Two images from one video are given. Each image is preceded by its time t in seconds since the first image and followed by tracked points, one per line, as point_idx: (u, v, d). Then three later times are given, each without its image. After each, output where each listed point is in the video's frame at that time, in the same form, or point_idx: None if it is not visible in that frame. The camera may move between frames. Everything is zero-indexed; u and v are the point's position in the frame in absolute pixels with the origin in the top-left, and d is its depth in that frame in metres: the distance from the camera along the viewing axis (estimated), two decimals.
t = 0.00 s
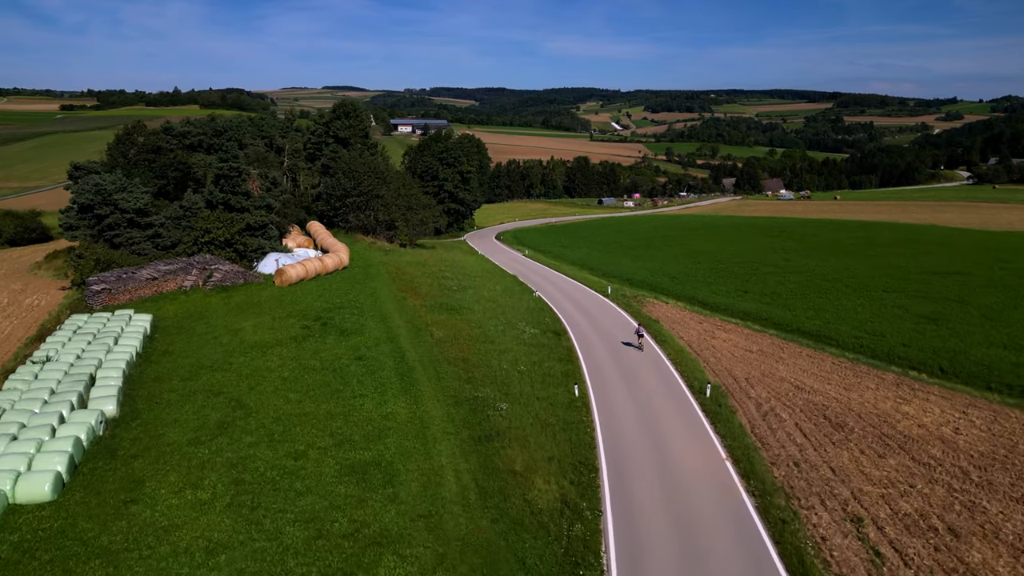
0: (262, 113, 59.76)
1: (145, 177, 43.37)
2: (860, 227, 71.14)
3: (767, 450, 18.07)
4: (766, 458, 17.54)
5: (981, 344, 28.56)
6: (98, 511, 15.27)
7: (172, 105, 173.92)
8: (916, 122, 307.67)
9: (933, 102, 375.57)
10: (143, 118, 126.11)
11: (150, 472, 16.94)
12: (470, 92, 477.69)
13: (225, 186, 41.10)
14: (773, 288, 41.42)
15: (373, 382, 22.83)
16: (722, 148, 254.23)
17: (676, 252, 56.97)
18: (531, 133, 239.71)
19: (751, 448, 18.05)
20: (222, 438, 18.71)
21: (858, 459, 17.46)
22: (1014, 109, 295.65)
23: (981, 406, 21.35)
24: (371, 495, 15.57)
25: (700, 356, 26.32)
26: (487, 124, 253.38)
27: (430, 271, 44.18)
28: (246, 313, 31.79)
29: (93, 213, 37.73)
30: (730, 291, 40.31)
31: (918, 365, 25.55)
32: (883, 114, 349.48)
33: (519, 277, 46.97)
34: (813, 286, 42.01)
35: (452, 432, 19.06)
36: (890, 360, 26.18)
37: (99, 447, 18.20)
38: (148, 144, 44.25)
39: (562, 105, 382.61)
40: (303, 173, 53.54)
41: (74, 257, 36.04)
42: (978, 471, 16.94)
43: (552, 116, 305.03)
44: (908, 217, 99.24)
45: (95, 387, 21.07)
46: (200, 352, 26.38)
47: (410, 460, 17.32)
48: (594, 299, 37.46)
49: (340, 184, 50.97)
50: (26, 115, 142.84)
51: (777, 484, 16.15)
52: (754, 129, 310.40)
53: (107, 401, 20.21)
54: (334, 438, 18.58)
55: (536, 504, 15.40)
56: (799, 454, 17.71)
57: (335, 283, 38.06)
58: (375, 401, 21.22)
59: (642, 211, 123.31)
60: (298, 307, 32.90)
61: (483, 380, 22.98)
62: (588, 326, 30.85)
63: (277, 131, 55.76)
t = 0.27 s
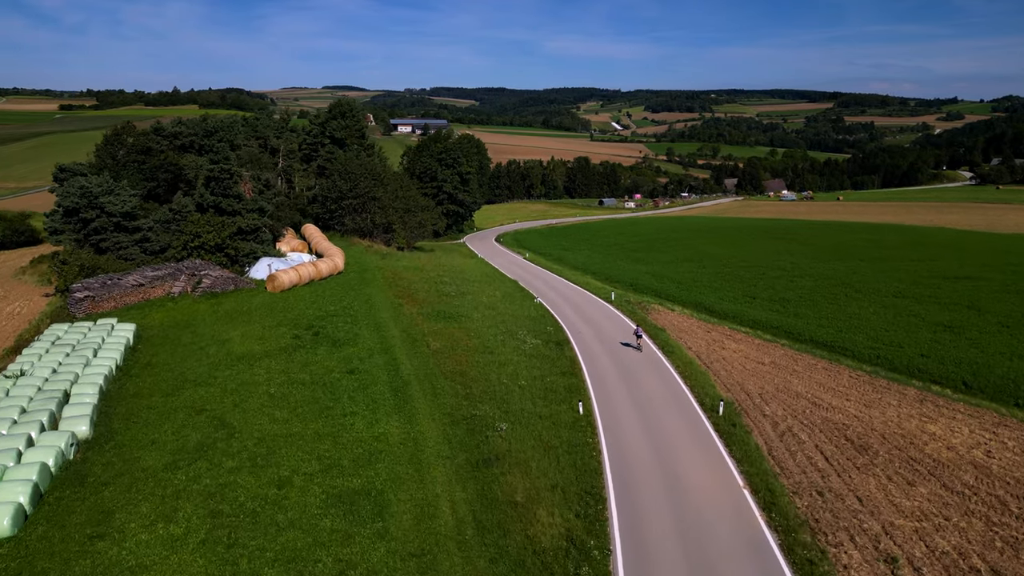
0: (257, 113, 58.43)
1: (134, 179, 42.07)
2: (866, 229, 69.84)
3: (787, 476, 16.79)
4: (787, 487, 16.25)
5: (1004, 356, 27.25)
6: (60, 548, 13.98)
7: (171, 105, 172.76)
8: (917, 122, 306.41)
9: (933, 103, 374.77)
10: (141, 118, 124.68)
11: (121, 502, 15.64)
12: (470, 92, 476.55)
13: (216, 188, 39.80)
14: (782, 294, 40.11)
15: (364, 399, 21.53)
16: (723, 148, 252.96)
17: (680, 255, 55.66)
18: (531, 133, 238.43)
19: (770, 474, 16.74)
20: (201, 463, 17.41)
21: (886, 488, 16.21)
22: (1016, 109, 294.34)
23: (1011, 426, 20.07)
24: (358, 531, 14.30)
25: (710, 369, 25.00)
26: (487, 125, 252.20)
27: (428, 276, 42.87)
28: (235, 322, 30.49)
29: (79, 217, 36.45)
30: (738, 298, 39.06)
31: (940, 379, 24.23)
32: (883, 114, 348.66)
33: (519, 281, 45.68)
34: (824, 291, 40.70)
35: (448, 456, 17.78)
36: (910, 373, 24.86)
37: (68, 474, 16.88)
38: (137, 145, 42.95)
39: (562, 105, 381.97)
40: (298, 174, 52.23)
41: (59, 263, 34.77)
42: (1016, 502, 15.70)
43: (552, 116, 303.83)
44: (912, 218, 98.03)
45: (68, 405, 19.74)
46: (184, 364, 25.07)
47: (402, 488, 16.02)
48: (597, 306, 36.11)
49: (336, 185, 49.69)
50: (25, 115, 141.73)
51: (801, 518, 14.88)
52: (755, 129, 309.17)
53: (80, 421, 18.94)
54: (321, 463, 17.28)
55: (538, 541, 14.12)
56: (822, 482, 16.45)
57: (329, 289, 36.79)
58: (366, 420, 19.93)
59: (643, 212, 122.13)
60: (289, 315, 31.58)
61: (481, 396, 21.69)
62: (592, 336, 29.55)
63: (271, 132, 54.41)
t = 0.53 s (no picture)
0: (251, 113, 57.11)
1: (122, 180, 40.76)
2: (872, 232, 68.51)
3: (810, 507, 15.54)
4: (811, 520, 14.99)
5: None
6: None
7: (169, 104, 171.42)
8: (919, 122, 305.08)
9: (934, 103, 373.48)
10: (139, 118, 123.22)
11: (87, 537, 14.38)
12: (470, 91, 475.22)
13: (206, 191, 38.49)
14: (791, 300, 38.85)
15: (355, 417, 20.26)
16: (724, 148, 251.65)
17: (684, 259, 54.37)
18: (532, 133, 237.09)
19: (792, 505, 15.48)
20: (176, 491, 16.13)
21: (918, 521, 14.95)
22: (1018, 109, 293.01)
23: None
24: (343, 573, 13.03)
25: (720, 384, 23.72)
26: (487, 124, 250.90)
27: (426, 281, 41.58)
28: (223, 331, 29.20)
29: (63, 221, 35.14)
30: (745, 304, 37.76)
31: (964, 394, 22.96)
32: (884, 114, 347.36)
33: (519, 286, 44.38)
34: (833, 298, 39.45)
35: (443, 483, 16.51)
36: (932, 388, 23.58)
37: (31, 504, 15.58)
38: (126, 146, 41.63)
39: (563, 105, 380.93)
40: (292, 176, 50.93)
41: (41, 268, 33.46)
42: None
43: (553, 116, 302.55)
44: (916, 220, 96.71)
45: (37, 425, 18.44)
46: (166, 378, 23.78)
47: (393, 521, 14.75)
48: (600, 313, 34.81)
49: (331, 187, 48.38)
50: (21, 115, 140.35)
51: (829, 557, 13.62)
52: (756, 129, 307.91)
53: (48, 444, 17.64)
54: (306, 491, 16.00)
55: None
56: (849, 514, 15.19)
57: (322, 296, 35.49)
58: (357, 441, 18.65)
59: (645, 213, 120.82)
60: (280, 323, 30.27)
61: (479, 415, 20.42)
62: (596, 346, 28.29)
63: (266, 132, 53.10)
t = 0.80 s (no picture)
0: (245, 113, 55.82)
1: (110, 183, 39.52)
2: (877, 234, 67.20)
3: (838, 543, 14.26)
4: (839, 559, 13.72)
5: None
6: None
7: (167, 104, 170.28)
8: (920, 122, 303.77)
9: (935, 103, 372.30)
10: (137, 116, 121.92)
11: None
12: (470, 91, 474.01)
13: (196, 193, 37.17)
14: (800, 306, 37.56)
15: (344, 437, 18.95)
16: (725, 148, 250.53)
17: (688, 263, 53.09)
18: (532, 133, 235.75)
19: (817, 542, 14.20)
20: (146, 525, 14.84)
21: (956, 561, 13.68)
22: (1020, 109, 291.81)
23: None
24: None
25: (732, 399, 22.43)
26: (487, 124, 249.77)
27: (423, 286, 40.29)
28: (210, 341, 27.90)
29: (46, 225, 33.87)
30: (753, 311, 36.47)
31: (991, 411, 21.68)
32: (885, 114, 346.29)
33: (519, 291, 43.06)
34: (844, 304, 38.17)
35: (437, 515, 15.22)
36: (957, 405, 22.31)
37: None
38: (114, 147, 40.35)
39: (563, 105, 380.00)
40: (287, 177, 49.60)
41: (22, 274, 32.18)
42: None
43: (553, 116, 301.44)
44: (920, 222, 95.43)
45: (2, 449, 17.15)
46: (146, 393, 22.48)
47: (382, 561, 13.46)
48: (604, 320, 33.50)
49: (326, 189, 47.09)
50: (17, 114, 139.20)
51: None
52: (757, 129, 306.71)
53: (11, 470, 16.38)
54: (287, 524, 14.70)
55: None
56: (880, 552, 13.92)
57: (314, 303, 34.21)
58: (345, 466, 17.35)
59: (646, 215, 119.58)
60: (270, 333, 28.96)
61: (476, 436, 19.11)
62: (600, 358, 26.96)
63: (259, 132, 51.76)
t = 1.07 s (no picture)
0: (239, 114, 54.57)
1: (96, 185, 38.27)
2: (884, 237, 65.93)
3: None
4: None
5: None
6: None
7: (165, 104, 169.07)
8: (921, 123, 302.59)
9: (936, 104, 371.19)
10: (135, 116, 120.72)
11: None
12: (470, 91, 472.75)
13: (184, 196, 35.85)
14: (811, 313, 36.29)
15: (332, 461, 17.66)
16: (726, 148, 249.29)
17: (693, 266, 51.79)
18: (532, 133, 234.63)
19: None
20: (112, 564, 13.56)
21: None
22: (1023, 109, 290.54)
23: None
24: None
25: (746, 417, 21.14)
26: (488, 124, 248.60)
27: (420, 292, 38.98)
28: (195, 352, 26.59)
29: (28, 229, 32.68)
30: (762, 318, 35.18)
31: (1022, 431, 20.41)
32: (887, 114, 344.95)
33: (519, 296, 41.77)
34: (855, 310, 36.91)
35: (430, 553, 13.95)
36: (984, 423, 21.04)
37: None
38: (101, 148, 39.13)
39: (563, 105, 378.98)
40: (281, 179, 48.35)
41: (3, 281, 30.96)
42: None
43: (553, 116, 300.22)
44: (924, 223, 94.23)
45: None
46: (124, 410, 21.19)
47: None
48: (607, 329, 32.20)
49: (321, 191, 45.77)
50: (15, 114, 138.06)
51: None
52: (758, 129, 305.46)
53: None
54: (266, 565, 13.43)
55: None
56: None
57: (307, 310, 32.94)
58: (332, 494, 16.07)
59: (648, 216, 118.27)
60: (259, 343, 27.65)
61: (474, 460, 17.83)
62: (604, 370, 25.66)
63: (253, 133, 50.50)
